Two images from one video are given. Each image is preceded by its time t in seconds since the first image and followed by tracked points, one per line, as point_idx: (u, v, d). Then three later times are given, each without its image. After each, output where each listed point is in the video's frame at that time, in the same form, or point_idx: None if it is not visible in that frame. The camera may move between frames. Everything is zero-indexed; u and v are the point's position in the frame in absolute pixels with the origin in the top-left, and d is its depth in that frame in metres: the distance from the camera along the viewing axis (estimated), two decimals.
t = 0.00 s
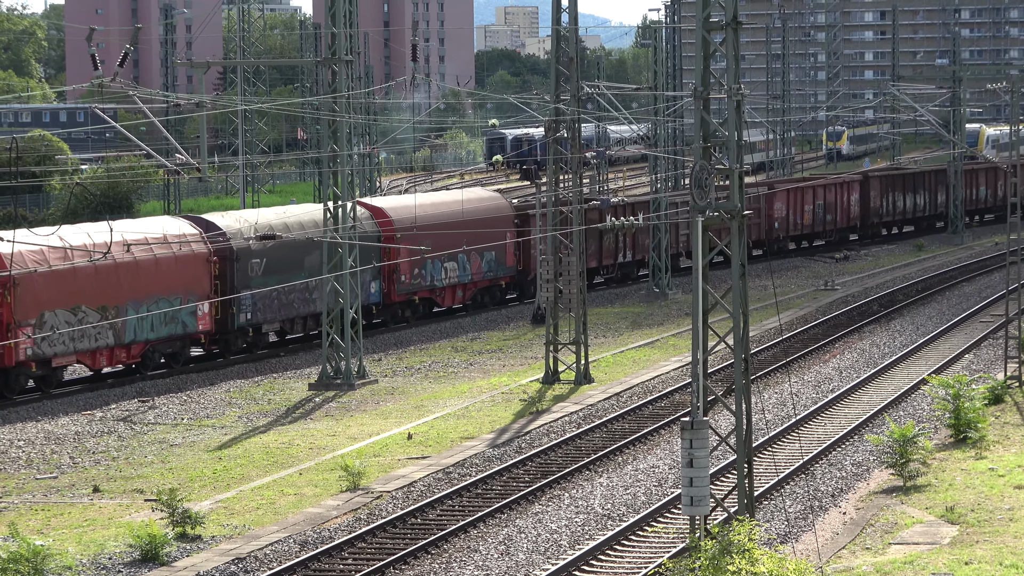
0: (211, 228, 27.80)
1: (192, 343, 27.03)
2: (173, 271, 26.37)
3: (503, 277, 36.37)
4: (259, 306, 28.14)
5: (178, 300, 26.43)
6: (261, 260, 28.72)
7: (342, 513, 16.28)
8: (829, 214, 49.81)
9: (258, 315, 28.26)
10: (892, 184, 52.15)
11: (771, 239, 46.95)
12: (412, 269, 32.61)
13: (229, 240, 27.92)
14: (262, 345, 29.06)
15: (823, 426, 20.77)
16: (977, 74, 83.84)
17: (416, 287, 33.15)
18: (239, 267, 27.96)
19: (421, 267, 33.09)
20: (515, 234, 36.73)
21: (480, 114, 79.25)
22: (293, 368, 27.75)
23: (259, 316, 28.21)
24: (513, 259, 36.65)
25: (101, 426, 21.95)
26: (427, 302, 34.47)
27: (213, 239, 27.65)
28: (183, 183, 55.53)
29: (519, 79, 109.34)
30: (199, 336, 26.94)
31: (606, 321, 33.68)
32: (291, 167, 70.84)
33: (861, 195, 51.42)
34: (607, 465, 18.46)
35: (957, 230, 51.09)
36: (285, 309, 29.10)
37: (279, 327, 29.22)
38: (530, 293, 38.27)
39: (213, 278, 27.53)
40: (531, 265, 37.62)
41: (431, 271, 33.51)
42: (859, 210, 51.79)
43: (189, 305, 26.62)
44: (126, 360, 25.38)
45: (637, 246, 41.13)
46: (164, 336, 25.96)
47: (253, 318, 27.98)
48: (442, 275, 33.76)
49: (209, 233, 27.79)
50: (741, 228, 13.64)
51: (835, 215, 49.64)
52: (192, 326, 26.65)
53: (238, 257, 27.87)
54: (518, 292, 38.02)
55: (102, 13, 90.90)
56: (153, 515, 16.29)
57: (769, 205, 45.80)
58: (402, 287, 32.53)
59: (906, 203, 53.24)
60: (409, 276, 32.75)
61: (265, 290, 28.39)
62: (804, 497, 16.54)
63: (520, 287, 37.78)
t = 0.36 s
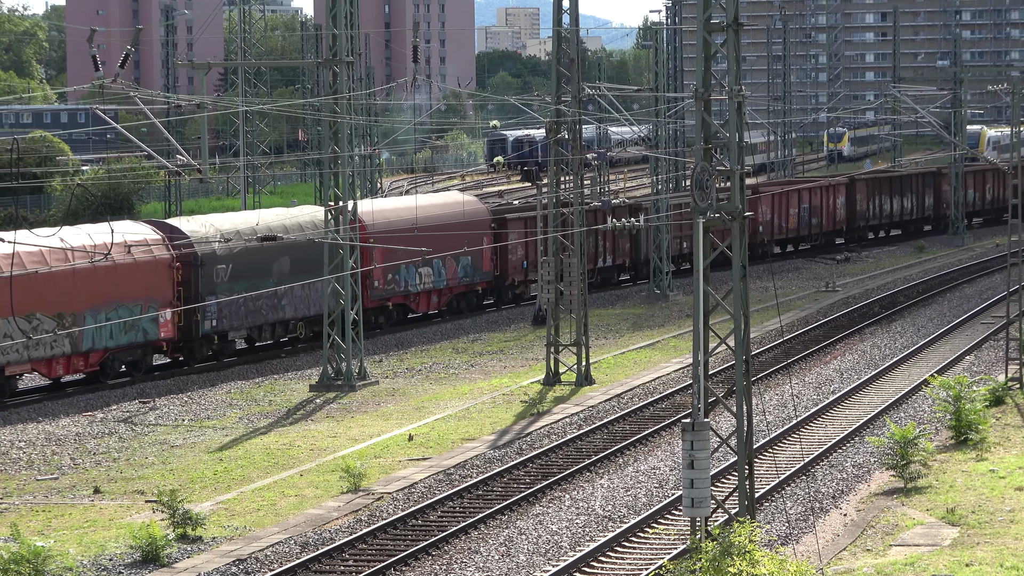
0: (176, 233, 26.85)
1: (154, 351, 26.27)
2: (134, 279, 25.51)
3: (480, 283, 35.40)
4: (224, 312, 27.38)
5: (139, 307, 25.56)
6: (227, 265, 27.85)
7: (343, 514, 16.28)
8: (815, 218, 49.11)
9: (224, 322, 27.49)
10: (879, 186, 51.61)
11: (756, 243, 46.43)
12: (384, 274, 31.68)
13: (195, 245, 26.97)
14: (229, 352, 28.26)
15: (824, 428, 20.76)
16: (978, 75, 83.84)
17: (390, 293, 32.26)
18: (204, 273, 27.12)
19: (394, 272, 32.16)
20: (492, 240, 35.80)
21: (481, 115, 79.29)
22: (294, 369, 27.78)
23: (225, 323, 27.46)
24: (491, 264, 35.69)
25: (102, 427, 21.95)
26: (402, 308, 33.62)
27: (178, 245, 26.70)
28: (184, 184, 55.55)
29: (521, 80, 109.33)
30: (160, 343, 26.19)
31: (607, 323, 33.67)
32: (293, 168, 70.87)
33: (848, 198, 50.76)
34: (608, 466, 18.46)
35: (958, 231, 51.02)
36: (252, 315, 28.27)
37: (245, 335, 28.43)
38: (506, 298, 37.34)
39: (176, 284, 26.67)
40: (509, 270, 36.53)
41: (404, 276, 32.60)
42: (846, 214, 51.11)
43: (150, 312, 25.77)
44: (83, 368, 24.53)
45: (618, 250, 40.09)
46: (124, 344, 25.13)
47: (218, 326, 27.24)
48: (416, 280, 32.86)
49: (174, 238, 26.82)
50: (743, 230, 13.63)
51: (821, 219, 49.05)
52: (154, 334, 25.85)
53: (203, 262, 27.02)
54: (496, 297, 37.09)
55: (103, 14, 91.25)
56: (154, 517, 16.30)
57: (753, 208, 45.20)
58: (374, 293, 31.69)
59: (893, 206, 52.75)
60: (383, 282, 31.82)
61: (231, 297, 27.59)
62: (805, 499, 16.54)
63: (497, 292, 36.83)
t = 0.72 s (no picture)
0: (137, 238, 25.87)
1: (114, 359, 25.38)
2: (91, 286, 24.58)
3: (455, 288, 34.59)
4: (188, 319, 26.37)
5: (96, 315, 24.68)
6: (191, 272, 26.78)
7: (343, 516, 16.28)
8: (800, 222, 47.94)
9: (188, 330, 26.49)
10: (864, 190, 50.79)
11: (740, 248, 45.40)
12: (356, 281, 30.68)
13: (157, 251, 25.99)
14: (193, 360, 27.26)
15: (824, 429, 20.77)
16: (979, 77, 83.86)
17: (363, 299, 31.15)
18: (167, 280, 26.08)
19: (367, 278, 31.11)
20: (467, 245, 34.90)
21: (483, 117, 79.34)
22: (294, 371, 27.77)
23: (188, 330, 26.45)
24: (466, 269, 34.76)
25: (103, 428, 21.96)
26: (376, 316, 32.44)
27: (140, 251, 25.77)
28: (185, 185, 55.61)
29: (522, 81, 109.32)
30: (120, 352, 25.29)
31: (607, 325, 33.66)
32: (294, 169, 70.92)
33: (834, 202, 49.78)
34: (608, 468, 18.46)
35: (959, 233, 50.98)
36: (217, 322, 27.22)
37: (210, 342, 27.41)
38: (483, 304, 36.46)
39: (136, 291, 25.75)
40: (485, 275, 35.68)
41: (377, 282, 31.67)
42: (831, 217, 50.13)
43: (108, 321, 24.89)
44: (38, 376, 23.60)
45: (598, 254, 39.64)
46: (81, 351, 24.23)
47: (181, 333, 26.25)
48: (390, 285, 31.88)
49: (136, 244, 25.85)
50: (743, 232, 13.63)
51: (806, 223, 47.90)
52: (114, 342, 24.96)
53: (165, 268, 25.98)
54: (472, 304, 36.23)
55: (104, 15, 91.45)
56: (155, 518, 16.31)
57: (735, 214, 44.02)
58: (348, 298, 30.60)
59: (879, 210, 51.89)
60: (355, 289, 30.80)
61: (195, 305, 26.55)
62: (806, 501, 16.54)
63: (474, 298, 35.95)
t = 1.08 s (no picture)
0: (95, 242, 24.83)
1: (70, 368, 24.39)
2: (49, 291, 23.52)
3: (430, 294, 33.64)
4: (149, 325, 25.53)
5: (52, 321, 23.58)
6: (152, 278, 25.90)
7: (344, 517, 16.28)
8: (784, 225, 46.93)
9: (149, 337, 25.63)
10: (850, 193, 50.17)
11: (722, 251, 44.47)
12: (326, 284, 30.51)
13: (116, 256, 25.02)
14: (155, 368, 26.41)
15: (825, 431, 20.74)
16: (980, 78, 83.84)
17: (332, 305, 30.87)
18: (126, 286, 25.17)
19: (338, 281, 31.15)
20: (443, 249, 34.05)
21: (483, 118, 79.36)
22: (295, 371, 27.78)
23: (150, 337, 25.60)
24: (440, 275, 33.92)
25: (103, 429, 21.96)
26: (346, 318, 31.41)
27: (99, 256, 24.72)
28: (186, 186, 55.64)
29: (523, 82, 109.35)
30: (77, 360, 24.28)
31: (608, 326, 33.63)
32: (295, 170, 70.94)
33: (819, 205, 48.88)
34: (609, 469, 18.44)
35: (960, 234, 50.92)
36: (181, 329, 26.42)
37: (174, 349, 26.59)
38: (459, 310, 35.56)
39: (94, 298, 24.75)
40: (460, 280, 34.76)
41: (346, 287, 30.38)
42: (816, 221, 49.31)
43: (63, 327, 23.82)
44: None
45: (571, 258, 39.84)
46: (36, 360, 23.18)
47: (141, 340, 25.39)
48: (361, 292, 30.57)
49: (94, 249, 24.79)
50: (745, 233, 13.61)
51: (791, 226, 46.89)
52: (70, 349, 23.96)
53: (125, 274, 25.05)
54: (447, 309, 35.31)
55: (105, 16, 91.50)
56: (155, 519, 16.31)
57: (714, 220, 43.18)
58: (317, 305, 30.36)
59: (865, 213, 51.07)
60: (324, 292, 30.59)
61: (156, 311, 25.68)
62: (806, 502, 16.52)
63: (449, 304, 35.06)
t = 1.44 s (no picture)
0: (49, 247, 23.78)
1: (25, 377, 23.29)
2: None
3: (403, 299, 32.68)
4: (107, 333, 24.52)
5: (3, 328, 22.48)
6: (111, 284, 24.85)
7: (345, 517, 16.29)
8: (769, 228, 46.06)
9: (107, 346, 24.62)
10: (835, 196, 49.54)
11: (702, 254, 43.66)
12: (296, 290, 29.25)
13: (73, 262, 24.00)
14: (114, 376, 25.45)
15: (825, 432, 20.74)
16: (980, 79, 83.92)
17: (304, 311, 29.78)
18: (82, 293, 24.13)
19: (309, 288, 29.88)
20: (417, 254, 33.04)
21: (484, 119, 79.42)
22: (295, 372, 27.78)
23: (107, 345, 24.58)
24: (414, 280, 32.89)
25: (104, 430, 21.96)
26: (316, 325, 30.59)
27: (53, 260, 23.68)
28: (187, 187, 55.67)
29: (524, 84, 109.47)
30: (31, 369, 23.14)
31: (609, 327, 33.61)
32: (296, 171, 70.99)
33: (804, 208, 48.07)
34: (609, 471, 18.44)
35: (961, 235, 50.90)
36: (140, 336, 25.39)
37: (133, 357, 25.59)
38: (433, 315, 34.70)
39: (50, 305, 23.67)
40: (435, 286, 33.82)
41: (318, 293, 30.14)
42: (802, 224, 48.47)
43: (16, 334, 22.70)
44: None
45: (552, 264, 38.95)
46: None
47: (99, 349, 24.39)
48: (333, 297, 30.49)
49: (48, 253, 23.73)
50: (746, 234, 13.62)
51: (775, 229, 46.02)
52: (24, 357, 22.82)
53: (81, 280, 24.03)
54: (422, 315, 34.46)
55: (105, 17, 91.53)
56: (156, 520, 16.31)
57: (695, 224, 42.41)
58: (287, 311, 29.15)
59: (850, 215, 50.38)
60: (294, 299, 29.34)
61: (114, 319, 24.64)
62: (807, 503, 16.51)
63: (423, 309, 34.12)
